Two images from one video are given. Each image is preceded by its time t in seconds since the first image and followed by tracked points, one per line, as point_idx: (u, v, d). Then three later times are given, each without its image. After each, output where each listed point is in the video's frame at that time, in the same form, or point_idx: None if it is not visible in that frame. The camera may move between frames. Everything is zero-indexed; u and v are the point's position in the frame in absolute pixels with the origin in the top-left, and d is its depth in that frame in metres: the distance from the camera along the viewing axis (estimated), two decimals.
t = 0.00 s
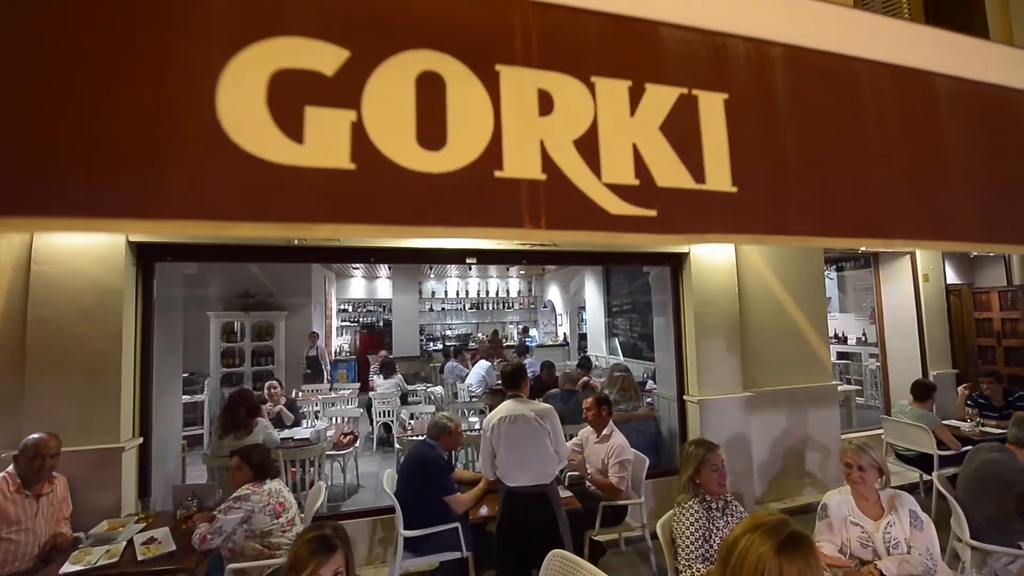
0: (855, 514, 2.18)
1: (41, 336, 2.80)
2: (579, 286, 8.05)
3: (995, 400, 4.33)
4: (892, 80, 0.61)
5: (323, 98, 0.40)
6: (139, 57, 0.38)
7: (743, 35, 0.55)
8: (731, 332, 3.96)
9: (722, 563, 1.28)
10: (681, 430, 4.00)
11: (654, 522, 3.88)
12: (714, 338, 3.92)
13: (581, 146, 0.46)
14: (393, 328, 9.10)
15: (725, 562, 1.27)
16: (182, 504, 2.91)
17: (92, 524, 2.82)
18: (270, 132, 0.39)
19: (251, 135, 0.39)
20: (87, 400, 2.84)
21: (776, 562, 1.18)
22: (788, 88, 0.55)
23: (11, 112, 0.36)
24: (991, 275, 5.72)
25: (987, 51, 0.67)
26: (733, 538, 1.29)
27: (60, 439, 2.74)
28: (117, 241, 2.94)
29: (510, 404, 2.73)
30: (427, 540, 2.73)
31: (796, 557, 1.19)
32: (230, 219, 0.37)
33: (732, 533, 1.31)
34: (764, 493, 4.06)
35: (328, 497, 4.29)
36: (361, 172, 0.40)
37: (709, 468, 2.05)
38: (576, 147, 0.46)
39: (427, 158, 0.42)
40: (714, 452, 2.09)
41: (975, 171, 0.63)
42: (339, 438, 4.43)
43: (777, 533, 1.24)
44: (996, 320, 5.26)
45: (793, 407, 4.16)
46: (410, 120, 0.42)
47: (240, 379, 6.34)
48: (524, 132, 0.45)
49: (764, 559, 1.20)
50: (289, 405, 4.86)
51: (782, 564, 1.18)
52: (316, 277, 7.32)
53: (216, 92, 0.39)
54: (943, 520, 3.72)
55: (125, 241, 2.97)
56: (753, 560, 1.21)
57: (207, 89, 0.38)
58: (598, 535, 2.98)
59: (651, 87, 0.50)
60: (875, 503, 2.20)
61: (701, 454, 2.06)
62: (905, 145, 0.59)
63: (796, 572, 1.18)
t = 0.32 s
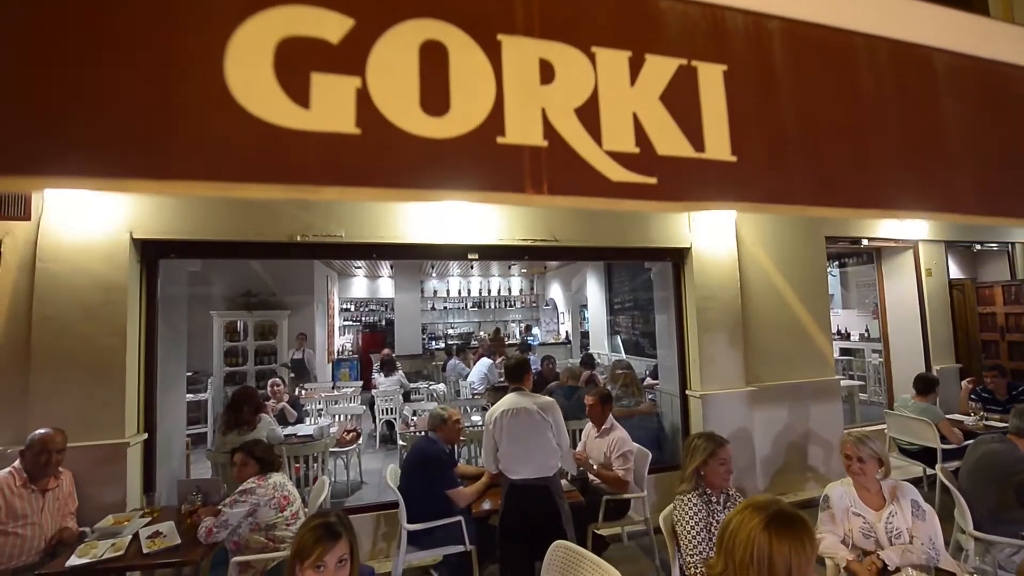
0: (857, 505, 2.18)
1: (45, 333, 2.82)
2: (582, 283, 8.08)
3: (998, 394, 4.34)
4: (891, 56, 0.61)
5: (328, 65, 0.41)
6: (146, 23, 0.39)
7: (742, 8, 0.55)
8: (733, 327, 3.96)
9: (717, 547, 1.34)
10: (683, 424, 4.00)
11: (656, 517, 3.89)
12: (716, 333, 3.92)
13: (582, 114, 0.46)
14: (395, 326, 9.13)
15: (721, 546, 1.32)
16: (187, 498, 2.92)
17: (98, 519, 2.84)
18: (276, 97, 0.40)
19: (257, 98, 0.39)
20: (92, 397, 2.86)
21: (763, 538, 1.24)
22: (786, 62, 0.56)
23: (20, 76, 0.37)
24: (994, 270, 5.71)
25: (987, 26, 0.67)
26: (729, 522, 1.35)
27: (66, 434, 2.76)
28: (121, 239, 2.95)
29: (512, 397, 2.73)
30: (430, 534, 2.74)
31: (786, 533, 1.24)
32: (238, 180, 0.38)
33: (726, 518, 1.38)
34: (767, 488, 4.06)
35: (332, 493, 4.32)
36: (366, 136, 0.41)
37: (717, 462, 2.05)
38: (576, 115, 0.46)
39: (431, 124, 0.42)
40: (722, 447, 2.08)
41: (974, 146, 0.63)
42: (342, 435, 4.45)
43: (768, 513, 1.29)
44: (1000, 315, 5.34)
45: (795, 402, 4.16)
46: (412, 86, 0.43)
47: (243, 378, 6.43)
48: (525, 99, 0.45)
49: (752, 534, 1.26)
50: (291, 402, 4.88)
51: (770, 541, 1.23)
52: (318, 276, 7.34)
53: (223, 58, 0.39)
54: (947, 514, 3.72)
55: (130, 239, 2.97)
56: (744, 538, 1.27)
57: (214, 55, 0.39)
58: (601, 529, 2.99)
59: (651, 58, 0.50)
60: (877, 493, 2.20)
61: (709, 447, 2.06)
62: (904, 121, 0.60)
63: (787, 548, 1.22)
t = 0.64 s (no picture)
0: (853, 493, 2.21)
1: (45, 320, 2.82)
2: (582, 278, 8.08)
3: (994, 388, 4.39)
4: (891, 27, 0.61)
5: (333, 20, 0.42)
6: None
7: None
8: (732, 320, 3.97)
9: (715, 529, 1.35)
10: (682, 416, 4.02)
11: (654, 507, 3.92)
12: (715, 326, 3.93)
13: (583, 75, 0.47)
14: (395, 319, 9.14)
15: (720, 528, 1.33)
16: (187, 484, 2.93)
17: (99, 505, 2.85)
18: (283, 51, 0.40)
19: (262, 50, 0.40)
20: (93, 383, 2.87)
21: (765, 519, 1.26)
22: (787, 31, 0.56)
23: (27, 23, 0.37)
24: (993, 266, 5.73)
25: None
26: (727, 505, 1.36)
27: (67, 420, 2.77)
28: (122, 226, 2.94)
29: (512, 385, 2.74)
30: (429, 521, 2.76)
31: (785, 513, 1.26)
32: (242, 129, 0.39)
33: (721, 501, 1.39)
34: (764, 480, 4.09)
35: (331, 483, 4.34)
36: (370, 91, 0.42)
37: (706, 452, 2.10)
38: (578, 76, 0.47)
39: (435, 80, 0.43)
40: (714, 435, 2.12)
41: (973, 118, 0.64)
42: (341, 425, 4.48)
43: (765, 494, 1.32)
44: (998, 311, 5.38)
45: (793, 395, 4.18)
46: (416, 43, 0.43)
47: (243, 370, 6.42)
48: (527, 59, 0.46)
49: (753, 514, 1.27)
50: (291, 392, 4.90)
51: (771, 521, 1.25)
52: (317, 268, 7.34)
53: (229, 10, 0.40)
54: (943, 506, 3.75)
55: (130, 226, 2.97)
56: (744, 519, 1.28)
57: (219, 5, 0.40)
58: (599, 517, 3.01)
59: (652, 23, 0.51)
60: (873, 482, 2.21)
61: (700, 436, 2.11)
62: (902, 92, 0.60)
63: (787, 527, 1.24)
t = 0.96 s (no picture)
0: (847, 477, 2.22)
1: (47, 297, 2.83)
2: (582, 266, 8.07)
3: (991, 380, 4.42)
4: None
5: None
6: None
7: None
8: (731, 308, 3.98)
9: (714, 506, 1.36)
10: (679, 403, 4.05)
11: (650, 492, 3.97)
12: (714, 314, 3.93)
13: (590, 29, 0.47)
14: (395, 305, 9.15)
15: (720, 504, 1.34)
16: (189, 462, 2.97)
17: (102, 481, 2.89)
18: None
19: None
20: (94, 361, 2.89)
21: (765, 494, 1.27)
22: None
23: None
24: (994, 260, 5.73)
25: None
26: (726, 481, 1.37)
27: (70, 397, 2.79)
28: (123, 204, 2.94)
29: (512, 367, 2.76)
30: (428, 501, 2.79)
31: (786, 490, 1.28)
32: (252, 71, 0.39)
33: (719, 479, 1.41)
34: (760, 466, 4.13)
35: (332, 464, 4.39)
36: (380, 36, 0.42)
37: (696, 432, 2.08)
38: (586, 30, 0.47)
39: (444, 28, 0.43)
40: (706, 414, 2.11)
41: (979, 93, 0.64)
42: (341, 408, 4.51)
43: (763, 472, 1.34)
44: (997, 305, 5.39)
45: (790, 383, 4.21)
46: None
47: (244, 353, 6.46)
48: (536, 10, 0.46)
49: (755, 492, 1.28)
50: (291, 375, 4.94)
51: (772, 496, 1.27)
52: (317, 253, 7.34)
53: None
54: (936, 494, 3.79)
55: (131, 205, 2.96)
56: (745, 495, 1.29)
57: None
58: (596, 499, 3.05)
59: None
60: (868, 467, 2.22)
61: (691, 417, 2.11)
62: (909, 71, 0.60)
63: (788, 503, 1.26)
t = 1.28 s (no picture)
0: (832, 460, 2.28)
1: (36, 274, 2.80)
2: (577, 256, 8.10)
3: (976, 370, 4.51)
4: None
5: None
6: None
7: None
8: (724, 297, 4.01)
9: (716, 486, 1.34)
10: (671, 389, 4.09)
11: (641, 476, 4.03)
12: (707, 303, 3.97)
13: None
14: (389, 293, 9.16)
15: (724, 483, 1.33)
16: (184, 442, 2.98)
17: (95, 461, 2.89)
18: None
19: None
20: (87, 341, 2.87)
21: (772, 475, 1.28)
22: None
23: None
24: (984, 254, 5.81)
25: None
26: (727, 461, 1.36)
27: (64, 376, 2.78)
28: (114, 183, 2.91)
29: (507, 350, 2.78)
30: (422, 482, 2.82)
31: (783, 466, 1.31)
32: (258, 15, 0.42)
33: (711, 458, 1.42)
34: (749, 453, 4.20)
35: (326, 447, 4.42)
36: None
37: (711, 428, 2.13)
38: None
39: None
40: (721, 412, 2.13)
41: (974, 89, 0.66)
42: (336, 392, 4.53)
43: (762, 452, 1.36)
44: (985, 298, 5.48)
45: (781, 371, 4.27)
46: None
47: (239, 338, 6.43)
48: None
49: (760, 472, 1.29)
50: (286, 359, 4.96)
51: (778, 476, 1.28)
52: (311, 238, 7.34)
53: None
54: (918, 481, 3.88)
55: (122, 184, 2.92)
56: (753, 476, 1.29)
57: None
58: (588, 482, 3.10)
59: None
60: (853, 450, 2.28)
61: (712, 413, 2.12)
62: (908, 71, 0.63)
63: (789, 480, 1.29)
